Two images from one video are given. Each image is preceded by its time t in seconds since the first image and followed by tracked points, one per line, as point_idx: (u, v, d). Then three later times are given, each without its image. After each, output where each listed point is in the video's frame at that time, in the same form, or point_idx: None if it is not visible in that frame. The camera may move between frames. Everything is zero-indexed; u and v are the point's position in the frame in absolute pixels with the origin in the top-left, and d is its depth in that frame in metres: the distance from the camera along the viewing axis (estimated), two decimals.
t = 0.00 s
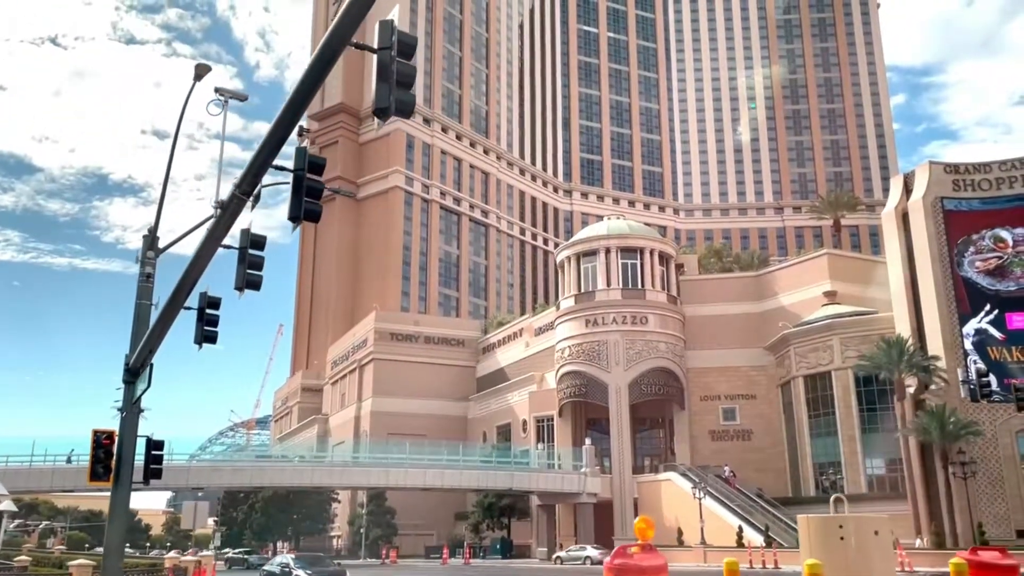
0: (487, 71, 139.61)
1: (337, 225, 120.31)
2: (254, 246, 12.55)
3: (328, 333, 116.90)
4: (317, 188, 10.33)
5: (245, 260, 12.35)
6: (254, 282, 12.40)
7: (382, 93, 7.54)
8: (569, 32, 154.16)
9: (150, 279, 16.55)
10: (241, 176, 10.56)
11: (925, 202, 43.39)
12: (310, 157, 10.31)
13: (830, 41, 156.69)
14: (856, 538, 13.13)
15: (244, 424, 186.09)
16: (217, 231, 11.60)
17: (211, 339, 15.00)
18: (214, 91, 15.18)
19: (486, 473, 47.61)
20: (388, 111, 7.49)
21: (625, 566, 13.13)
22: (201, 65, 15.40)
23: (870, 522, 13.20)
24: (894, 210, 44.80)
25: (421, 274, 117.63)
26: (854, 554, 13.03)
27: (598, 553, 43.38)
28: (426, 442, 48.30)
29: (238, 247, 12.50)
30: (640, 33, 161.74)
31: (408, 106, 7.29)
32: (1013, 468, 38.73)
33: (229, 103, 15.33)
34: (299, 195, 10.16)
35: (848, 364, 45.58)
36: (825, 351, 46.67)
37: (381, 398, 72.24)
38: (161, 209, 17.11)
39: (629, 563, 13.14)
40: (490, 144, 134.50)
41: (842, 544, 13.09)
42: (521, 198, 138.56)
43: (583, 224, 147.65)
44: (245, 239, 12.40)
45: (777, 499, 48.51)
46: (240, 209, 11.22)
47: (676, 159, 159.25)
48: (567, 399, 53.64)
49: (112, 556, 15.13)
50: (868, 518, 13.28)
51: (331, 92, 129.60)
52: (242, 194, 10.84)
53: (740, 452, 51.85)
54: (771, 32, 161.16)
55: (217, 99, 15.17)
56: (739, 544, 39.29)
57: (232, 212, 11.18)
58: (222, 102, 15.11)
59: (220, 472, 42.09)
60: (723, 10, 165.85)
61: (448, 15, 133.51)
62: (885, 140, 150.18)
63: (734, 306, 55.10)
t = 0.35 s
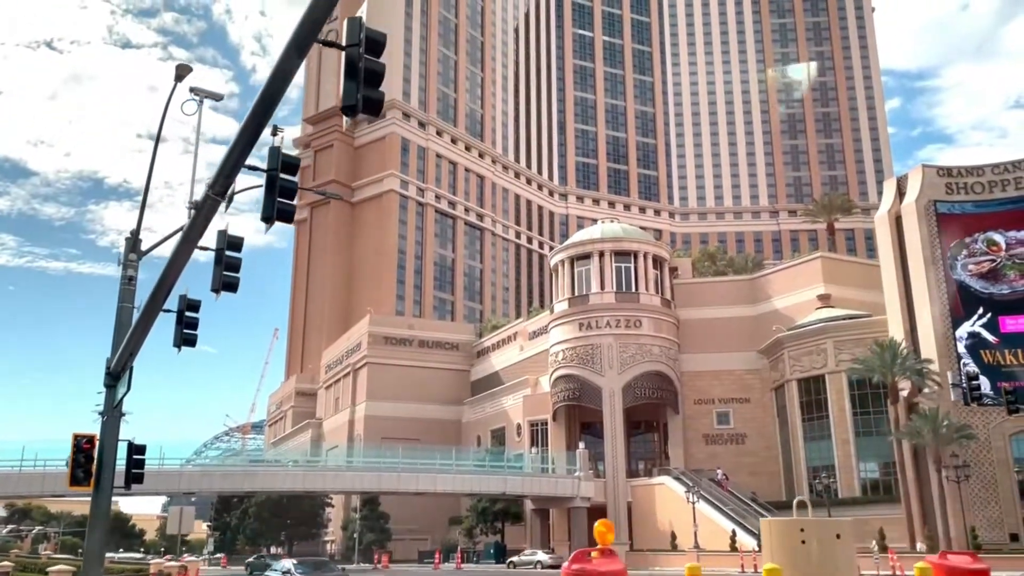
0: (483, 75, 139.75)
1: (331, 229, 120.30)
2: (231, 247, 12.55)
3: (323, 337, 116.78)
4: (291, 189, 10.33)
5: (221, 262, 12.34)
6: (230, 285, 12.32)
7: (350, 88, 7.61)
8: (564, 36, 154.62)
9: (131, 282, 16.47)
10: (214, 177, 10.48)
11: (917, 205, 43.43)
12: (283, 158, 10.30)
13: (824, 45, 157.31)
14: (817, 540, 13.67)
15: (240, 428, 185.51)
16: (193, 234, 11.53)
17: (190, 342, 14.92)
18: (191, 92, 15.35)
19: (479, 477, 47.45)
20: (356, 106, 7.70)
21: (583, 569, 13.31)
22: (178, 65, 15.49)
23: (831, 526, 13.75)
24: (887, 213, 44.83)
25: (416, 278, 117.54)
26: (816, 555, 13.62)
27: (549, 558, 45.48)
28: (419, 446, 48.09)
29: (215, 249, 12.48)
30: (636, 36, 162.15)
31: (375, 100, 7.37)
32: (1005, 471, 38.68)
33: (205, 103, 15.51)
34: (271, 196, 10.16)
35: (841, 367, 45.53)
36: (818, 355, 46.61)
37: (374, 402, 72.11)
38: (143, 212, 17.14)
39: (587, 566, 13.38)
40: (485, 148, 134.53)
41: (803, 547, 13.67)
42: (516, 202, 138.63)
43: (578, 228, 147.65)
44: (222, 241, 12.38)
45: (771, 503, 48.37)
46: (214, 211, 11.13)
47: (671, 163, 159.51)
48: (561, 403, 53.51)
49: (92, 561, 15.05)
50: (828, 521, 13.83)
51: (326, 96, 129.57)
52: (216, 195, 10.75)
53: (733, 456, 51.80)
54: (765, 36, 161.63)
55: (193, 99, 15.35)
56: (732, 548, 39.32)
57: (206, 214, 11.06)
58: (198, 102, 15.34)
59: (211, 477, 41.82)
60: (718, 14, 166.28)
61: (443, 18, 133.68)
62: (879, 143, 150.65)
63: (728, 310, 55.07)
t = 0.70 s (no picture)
0: (476, 78, 139.77)
1: (324, 231, 120.10)
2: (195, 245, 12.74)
3: (314, 339, 116.37)
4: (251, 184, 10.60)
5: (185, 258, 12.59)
6: (197, 282, 12.91)
7: (303, 84, 7.88)
8: (558, 39, 154.92)
9: (105, 282, 16.38)
10: (171, 176, 10.54)
11: (906, 208, 43.49)
12: (244, 153, 10.55)
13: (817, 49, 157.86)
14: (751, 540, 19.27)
15: (232, 431, 184.89)
16: (155, 233, 11.57)
17: (160, 341, 14.99)
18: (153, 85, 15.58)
19: (469, 479, 47.30)
20: (308, 99, 7.77)
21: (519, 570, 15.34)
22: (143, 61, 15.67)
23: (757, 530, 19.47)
24: (877, 216, 44.85)
25: (408, 280, 117.35)
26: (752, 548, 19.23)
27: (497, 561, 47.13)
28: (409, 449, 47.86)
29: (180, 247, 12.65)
30: (629, 40, 162.48)
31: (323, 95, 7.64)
32: (993, 473, 38.60)
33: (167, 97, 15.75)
34: (232, 192, 10.42)
35: (830, 370, 45.56)
36: (808, 357, 46.62)
37: (364, 404, 71.95)
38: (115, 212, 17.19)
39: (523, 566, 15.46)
40: (478, 150, 134.48)
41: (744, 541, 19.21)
42: (509, 204, 138.64)
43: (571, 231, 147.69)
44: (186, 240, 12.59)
45: (760, 506, 48.31)
46: (177, 207, 11.10)
47: (664, 166, 159.73)
48: (551, 405, 53.40)
49: (63, 563, 14.95)
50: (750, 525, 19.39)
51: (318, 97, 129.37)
52: (176, 192, 10.78)
53: (724, 459, 51.77)
54: (758, 39, 162.05)
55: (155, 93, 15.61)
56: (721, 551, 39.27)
57: (168, 211, 11.01)
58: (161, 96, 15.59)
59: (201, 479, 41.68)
60: (711, 17, 166.63)
61: (436, 21, 133.61)
62: (872, 147, 151.22)
63: (719, 312, 55.04)
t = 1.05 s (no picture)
0: (465, 78, 139.62)
1: (311, 232, 119.69)
2: (136, 239, 12.65)
3: (301, 339, 115.74)
4: (181, 174, 10.53)
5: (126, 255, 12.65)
6: (135, 276, 12.74)
7: (217, 66, 7.60)
8: (547, 41, 155.09)
9: (58, 277, 16.21)
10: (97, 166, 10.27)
11: (889, 210, 43.58)
12: (174, 141, 10.37)
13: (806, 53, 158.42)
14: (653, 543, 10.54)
15: (220, 432, 183.97)
16: (91, 227, 11.28)
17: (107, 338, 14.72)
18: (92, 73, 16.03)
19: (453, 481, 47.02)
20: (220, 84, 7.52)
21: None
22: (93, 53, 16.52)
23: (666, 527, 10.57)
24: (860, 218, 44.85)
25: (396, 281, 117.01)
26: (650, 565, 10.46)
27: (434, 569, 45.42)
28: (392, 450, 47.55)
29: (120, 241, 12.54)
30: (619, 42, 162.77)
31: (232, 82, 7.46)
32: (973, 475, 38.76)
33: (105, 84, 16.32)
34: (162, 180, 10.43)
35: (813, 371, 45.58)
36: (791, 359, 46.61)
37: (349, 405, 71.63)
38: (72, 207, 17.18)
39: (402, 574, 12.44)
40: (467, 151, 134.31)
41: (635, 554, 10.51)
42: (498, 205, 138.56)
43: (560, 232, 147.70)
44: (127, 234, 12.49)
45: (743, 508, 48.31)
46: (111, 197, 10.81)
47: (653, 168, 159.94)
48: (535, 407, 53.12)
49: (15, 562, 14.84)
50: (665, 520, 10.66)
51: (306, 97, 128.89)
52: (107, 181, 10.48)
53: (707, 460, 51.69)
54: (747, 42, 162.46)
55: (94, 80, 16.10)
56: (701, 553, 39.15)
57: (103, 200, 10.71)
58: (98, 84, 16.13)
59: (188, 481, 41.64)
60: (700, 19, 166.94)
61: (425, 21, 133.33)
62: (860, 150, 151.86)
63: (703, 314, 54.95)
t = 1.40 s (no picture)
0: (454, 78, 139.35)
1: (298, 230, 119.17)
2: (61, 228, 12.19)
3: (287, 338, 115.15)
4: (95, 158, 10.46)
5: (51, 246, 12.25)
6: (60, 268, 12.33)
7: (107, 40, 8.89)
8: (537, 41, 155.09)
9: None
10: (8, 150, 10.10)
11: (870, 211, 43.63)
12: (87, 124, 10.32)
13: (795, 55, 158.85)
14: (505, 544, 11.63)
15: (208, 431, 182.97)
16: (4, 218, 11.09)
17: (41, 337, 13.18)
18: None
19: (435, 480, 46.75)
20: (111, 57, 8.82)
21: None
22: None
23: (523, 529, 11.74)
24: (841, 219, 44.88)
25: (383, 280, 116.60)
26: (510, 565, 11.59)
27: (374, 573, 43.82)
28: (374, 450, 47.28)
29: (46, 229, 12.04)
30: (609, 42, 162.87)
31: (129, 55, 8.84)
32: (952, 477, 38.80)
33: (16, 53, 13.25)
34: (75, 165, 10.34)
35: (794, 372, 45.60)
36: (773, 360, 46.60)
37: (333, 405, 71.20)
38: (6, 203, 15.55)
39: None
40: (455, 151, 134.07)
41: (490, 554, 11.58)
42: (486, 205, 138.41)
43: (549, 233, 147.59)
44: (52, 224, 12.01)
45: (724, 509, 48.28)
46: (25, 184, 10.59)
47: (642, 169, 160.04)
48: (517, 407, 52.90)
49: None
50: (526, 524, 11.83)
51: (294, 96, 128.41)
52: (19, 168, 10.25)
53: (690, 461, 51.60)
54: (737, 44, 162.72)
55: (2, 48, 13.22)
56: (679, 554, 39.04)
57: (19, 190, 10.41)
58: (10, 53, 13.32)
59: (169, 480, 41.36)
60: (690, 21, 167.19)
61: (415, 20, 132.98)
62: (848, 153, 152.40)
63: (686, 315, 54.92)
